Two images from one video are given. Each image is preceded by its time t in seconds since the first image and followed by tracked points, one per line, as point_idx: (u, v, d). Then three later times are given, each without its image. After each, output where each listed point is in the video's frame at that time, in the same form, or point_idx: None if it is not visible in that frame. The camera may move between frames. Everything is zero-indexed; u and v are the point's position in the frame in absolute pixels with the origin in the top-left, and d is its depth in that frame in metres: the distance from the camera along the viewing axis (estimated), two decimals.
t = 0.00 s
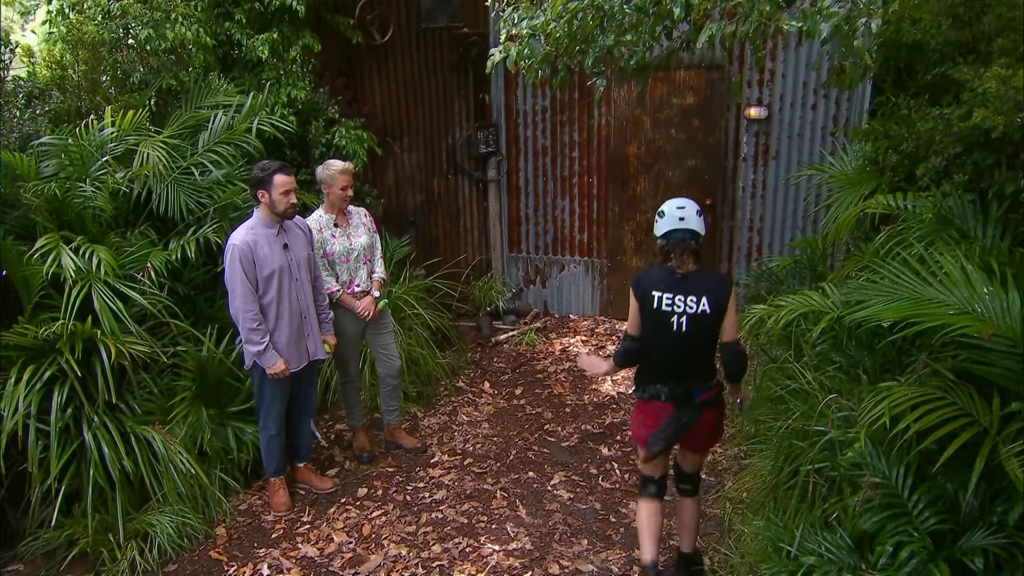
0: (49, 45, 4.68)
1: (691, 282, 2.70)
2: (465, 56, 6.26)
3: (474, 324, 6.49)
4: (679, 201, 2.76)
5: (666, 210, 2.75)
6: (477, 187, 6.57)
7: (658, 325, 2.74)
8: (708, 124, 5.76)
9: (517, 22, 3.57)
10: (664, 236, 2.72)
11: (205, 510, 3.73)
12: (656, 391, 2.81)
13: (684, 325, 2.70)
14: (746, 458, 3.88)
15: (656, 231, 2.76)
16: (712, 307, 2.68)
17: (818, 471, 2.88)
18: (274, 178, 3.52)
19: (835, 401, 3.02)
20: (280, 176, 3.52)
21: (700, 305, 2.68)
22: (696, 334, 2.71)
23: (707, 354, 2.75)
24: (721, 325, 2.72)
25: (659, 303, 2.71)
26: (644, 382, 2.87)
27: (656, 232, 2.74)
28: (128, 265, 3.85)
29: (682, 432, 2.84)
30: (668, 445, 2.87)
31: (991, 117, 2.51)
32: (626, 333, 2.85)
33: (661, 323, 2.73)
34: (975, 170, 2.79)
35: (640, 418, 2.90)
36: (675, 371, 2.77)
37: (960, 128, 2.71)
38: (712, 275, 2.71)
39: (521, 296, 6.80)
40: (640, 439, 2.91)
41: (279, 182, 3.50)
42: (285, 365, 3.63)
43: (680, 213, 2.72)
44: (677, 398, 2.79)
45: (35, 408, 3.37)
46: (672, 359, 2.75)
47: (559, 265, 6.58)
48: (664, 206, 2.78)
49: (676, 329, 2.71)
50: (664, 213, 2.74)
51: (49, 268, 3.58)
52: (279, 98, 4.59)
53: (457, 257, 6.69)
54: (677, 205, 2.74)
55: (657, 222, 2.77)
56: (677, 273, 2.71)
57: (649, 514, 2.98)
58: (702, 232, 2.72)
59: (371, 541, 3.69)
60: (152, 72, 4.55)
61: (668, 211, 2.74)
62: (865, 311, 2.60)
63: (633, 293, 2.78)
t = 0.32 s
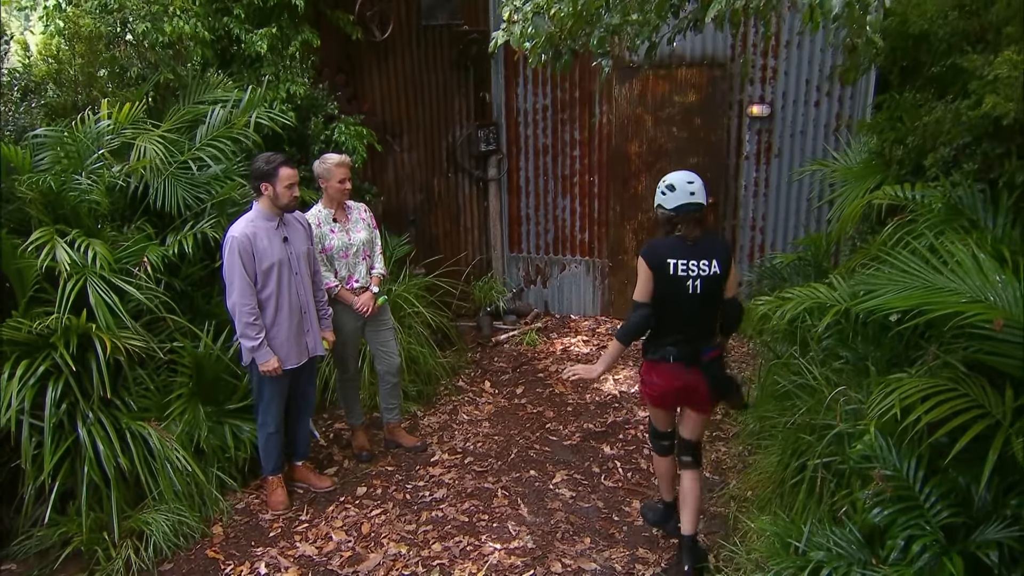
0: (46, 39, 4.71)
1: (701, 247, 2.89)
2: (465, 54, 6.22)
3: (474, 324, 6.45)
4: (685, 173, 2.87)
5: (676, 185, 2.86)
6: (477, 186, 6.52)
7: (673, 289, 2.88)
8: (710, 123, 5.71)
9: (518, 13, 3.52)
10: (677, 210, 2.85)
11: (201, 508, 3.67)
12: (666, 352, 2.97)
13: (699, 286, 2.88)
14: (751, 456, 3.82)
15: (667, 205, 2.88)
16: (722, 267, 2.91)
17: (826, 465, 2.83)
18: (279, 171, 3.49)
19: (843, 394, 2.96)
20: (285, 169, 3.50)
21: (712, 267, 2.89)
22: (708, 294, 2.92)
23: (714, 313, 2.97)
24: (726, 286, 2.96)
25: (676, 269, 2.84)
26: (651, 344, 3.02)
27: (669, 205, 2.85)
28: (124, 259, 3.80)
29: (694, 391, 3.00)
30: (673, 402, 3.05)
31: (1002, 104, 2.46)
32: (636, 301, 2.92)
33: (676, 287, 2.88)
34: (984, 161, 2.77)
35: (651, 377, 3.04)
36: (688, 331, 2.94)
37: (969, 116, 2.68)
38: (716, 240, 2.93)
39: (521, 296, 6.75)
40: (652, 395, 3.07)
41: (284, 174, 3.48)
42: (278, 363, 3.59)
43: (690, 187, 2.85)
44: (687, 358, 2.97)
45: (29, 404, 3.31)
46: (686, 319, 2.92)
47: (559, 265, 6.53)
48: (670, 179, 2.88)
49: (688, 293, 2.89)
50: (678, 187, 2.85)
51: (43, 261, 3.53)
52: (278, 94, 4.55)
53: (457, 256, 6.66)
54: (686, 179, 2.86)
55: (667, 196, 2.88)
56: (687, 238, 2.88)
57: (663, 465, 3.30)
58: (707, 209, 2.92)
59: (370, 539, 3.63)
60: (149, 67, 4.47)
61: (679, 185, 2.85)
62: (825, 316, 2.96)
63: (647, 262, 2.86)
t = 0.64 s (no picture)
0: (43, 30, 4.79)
1: (706, 221, 3.09)
2: (466, 51, 6.15)
3: (475, 324, 6.39)
4: (701, 149, 3.02)
5: (700, 163, 3.00)
6: (478, 185, 6.43)
7: (688, 262, 3.04)
8: (713, 120, 5.67)
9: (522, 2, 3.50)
10: (696, 187, 3.02)
11: (198, 506, 3.62)
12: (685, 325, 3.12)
13: (711, 256, 3.08)
14: (756, 452, 3.76)
15: (693, 183, 3.01)
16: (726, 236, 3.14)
17: (836, 458, 2.77)
18: (282, 161, 3.45)
19: (854, 384, 2.90)
20: (287, 160, 3.45)
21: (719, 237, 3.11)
22: (716, 263, 3.13)
23: (719, 281, 3.19)
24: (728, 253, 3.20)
25: (692, 244, 3.00)
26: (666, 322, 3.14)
27: (694, 183, 2.99)
28: (121, 252, 3.75)
29: (707, 355, 3.19)
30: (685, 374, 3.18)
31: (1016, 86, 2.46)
32: (654, 281, 3.03)
33: (689, 261, 3.05)
34: (996, 148, 2.75)
35: (666, 352, 3.15)
36: (701, 300, 3.13)
37: (980, 103, 2.67)
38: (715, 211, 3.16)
39: (523, 296, 6.66)
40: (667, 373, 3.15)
41: (285, 166, 3.44)
42: (277, 357, 3.53)
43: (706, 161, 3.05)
44: (699, 325, 3.16)
45: (22, 398, 3.25)
46: (700, 290, 3.10)
47: (561, 264, 6.45)
48: (692, 156, 3.00)
49: (701, 265, 3.08)
50: (703, 167, 3.00)
51: (38, 252, 3.48)
52: (278, 88, 4.50)
53: (458, 253, 6.60)
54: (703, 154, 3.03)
55: (693, 174, 3.00)
56: (693, 213, 3.06)
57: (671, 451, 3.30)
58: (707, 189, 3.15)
59: (371, 536, 3.57)
60: (147, 60, 4.47)
61: (703, 164, 3.01)
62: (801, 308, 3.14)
63: (663, 241, 2.99)
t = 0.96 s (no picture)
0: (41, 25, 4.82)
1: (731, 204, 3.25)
2: (468, 51, 6.12)
3: (477, 326, 6.33)
4: (720, 139, 3.11)
5: (723, 152, 3.11)
6: (480, 186, 6.38)
7: (732, 243, 3.15)
8: (717, 120, 5.64)
9: None
10: (718, 174, 3.13)
11: (196, 505, 3.55)
12: (730, 306, 3.23)
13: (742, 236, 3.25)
14: (764, 451, 3.69)
15: (716, 172, 3.11)
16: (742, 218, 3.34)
17: (848, 452, 2.71)
18: (280, 153, 3.42)
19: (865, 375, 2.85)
20: (286, 151, 3.42)
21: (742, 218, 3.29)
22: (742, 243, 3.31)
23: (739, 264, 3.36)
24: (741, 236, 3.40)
25: (737, 222, 3.12)
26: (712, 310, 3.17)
27: (718, 172, 3.10)
28: (119, 245, 3.70)
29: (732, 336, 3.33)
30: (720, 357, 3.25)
31: None
32: (710, 265, 3.07)
33: (730, 241, 3.17)
34: (1010, 135, 2.72)
35: (710, 337, 3.18)
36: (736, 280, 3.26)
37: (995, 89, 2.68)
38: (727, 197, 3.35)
39: (525, 298, 6.59)
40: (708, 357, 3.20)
41: (284, 157, 3.41)
42: (279, 352, 3.47)
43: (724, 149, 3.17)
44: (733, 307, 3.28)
45: (17, 392, 3.19)
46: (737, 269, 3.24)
47: (564, 266, 6.39)
48: (716, 146, 3.09)
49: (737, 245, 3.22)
50: (725, 156, 3.11)
51: (34, 244, 3.44)
52: (279, 85, 4.47)
53: (460, 252, 6.56)
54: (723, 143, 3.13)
55: (717, 163, 3.11)
56: (720, 194, 3.18)
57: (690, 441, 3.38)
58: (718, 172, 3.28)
59: (371, 536, 3.50)
60: (146, 55, 4.49)
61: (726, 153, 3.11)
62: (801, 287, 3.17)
63: (716, 224, 3.06)
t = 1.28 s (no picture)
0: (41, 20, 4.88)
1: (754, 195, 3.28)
2: (471, 51, 6.12)
3: (480, 328, 6.26)
4: (738, 125, 3.11)
5: (742, 139, 3.10)
6: (483, 188, 6.35)
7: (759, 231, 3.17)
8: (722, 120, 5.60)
9: None
10: (738, 161, 3.13)
11: (195, 503, 3.49)
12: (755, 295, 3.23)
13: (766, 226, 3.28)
14: (773, 449, 3.63)
15: (736, 159, 3.12)
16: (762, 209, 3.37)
17: (860, 445, 2.65)
18: (282, 144, 3.38)
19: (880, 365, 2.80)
20: (288, 143, 3.38)
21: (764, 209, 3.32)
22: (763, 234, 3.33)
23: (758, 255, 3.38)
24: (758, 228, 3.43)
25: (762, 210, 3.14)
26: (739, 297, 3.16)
27: (737, 158, 3.10)
28: (118, 238, 3.66)
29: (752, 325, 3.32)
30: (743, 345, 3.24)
31: None
32: (741, 251, 3.07)
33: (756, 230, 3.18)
34: None
35: (736, 324, 3.17)
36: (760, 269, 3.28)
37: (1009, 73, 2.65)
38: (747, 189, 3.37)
39: (528, 301, 6.53)
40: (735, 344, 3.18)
41: (286, 149, 3.36)
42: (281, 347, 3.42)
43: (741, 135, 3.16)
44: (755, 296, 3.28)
45: (12, 385, 3.14)
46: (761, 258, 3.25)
47: (567, 269, 6.34)
48: (735, 133, 3.09)
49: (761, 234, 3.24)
50: (743, 142, 3.11)
51: (32, 235, 3.40)
52: (281, 81, 4.44)
53: (463, 251, 6.50)
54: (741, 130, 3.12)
55: (736, 150, 3.10)
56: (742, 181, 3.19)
57: (727, 438, 3.34)
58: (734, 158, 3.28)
59: (373, 534, 3.43)
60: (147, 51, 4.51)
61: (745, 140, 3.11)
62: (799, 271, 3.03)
63: (747, 211, 3.07)
